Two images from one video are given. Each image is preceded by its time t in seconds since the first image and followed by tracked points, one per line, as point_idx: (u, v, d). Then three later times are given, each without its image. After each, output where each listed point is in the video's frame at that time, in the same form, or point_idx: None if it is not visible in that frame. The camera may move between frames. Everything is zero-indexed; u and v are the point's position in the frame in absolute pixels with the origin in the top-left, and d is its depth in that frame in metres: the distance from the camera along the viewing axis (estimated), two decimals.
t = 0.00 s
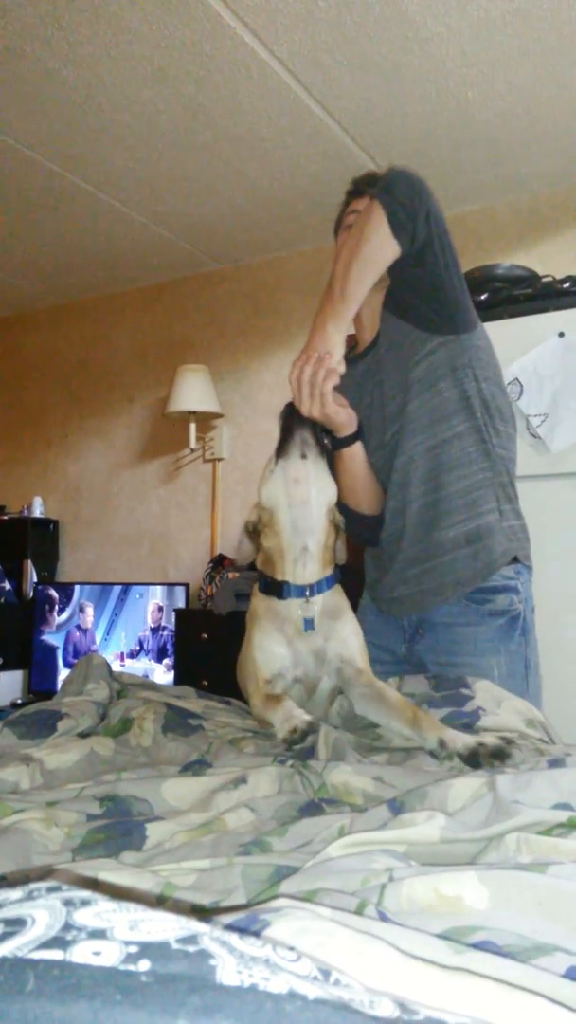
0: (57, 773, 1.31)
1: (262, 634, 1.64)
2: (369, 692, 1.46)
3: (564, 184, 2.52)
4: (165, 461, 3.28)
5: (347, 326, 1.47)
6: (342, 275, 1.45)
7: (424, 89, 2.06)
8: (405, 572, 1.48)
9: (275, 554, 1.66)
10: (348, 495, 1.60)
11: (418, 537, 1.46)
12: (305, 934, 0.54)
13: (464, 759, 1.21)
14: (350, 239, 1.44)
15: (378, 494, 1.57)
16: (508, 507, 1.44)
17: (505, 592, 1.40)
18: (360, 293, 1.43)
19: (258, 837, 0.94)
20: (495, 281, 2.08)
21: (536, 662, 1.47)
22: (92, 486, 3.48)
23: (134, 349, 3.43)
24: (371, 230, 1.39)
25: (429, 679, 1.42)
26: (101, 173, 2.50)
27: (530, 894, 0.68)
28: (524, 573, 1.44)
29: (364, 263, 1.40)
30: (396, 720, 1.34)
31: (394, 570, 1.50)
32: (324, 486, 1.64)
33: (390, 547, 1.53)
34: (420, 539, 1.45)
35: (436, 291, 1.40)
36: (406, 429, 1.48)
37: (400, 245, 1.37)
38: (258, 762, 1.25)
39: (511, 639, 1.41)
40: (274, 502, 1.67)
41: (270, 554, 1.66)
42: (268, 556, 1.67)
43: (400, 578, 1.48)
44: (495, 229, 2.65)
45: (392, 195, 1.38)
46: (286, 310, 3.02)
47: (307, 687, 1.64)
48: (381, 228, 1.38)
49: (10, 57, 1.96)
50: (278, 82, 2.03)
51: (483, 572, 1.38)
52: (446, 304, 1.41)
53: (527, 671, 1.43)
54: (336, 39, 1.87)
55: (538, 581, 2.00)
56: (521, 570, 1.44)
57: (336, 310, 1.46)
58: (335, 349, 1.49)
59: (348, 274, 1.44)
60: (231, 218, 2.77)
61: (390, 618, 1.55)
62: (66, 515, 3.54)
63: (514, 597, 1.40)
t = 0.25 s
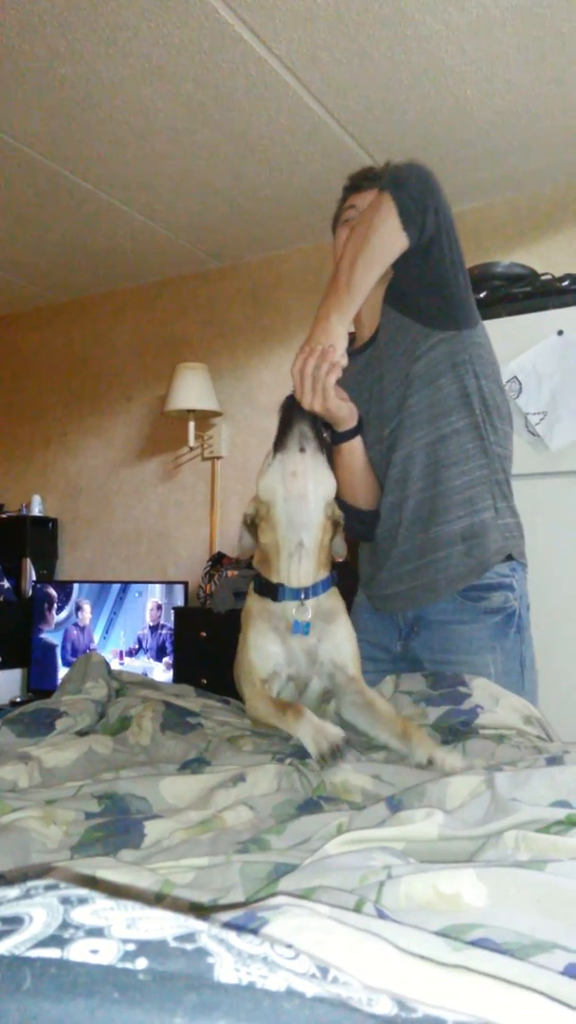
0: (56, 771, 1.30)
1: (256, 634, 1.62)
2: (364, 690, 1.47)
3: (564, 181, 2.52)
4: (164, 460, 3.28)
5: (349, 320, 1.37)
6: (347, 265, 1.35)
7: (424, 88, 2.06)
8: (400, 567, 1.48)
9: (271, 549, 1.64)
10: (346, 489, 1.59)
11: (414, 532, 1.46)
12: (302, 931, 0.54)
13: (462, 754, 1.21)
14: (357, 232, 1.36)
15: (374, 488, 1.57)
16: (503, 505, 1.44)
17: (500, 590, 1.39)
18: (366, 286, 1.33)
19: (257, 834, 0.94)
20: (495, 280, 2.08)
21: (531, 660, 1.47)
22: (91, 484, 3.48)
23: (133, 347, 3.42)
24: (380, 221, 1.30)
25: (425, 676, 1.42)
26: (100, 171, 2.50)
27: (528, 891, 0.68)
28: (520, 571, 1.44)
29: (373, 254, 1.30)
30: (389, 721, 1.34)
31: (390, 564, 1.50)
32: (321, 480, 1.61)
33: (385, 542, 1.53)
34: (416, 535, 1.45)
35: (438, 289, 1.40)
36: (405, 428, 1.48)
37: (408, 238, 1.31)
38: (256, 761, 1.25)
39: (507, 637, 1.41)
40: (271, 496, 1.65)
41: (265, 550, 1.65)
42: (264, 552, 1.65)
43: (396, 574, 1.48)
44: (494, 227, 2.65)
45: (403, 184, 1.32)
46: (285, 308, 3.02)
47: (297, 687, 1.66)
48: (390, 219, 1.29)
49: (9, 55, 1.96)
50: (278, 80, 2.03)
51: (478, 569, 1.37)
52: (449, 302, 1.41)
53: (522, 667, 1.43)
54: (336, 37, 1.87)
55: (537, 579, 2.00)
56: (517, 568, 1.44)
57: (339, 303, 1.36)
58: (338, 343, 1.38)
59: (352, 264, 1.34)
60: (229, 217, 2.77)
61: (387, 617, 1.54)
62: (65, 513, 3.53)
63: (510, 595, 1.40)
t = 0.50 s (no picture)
0: (56, 768, 1.30)
1: (258, 627, 1.67)
2: (365, 689, 1.48)
3: (565, 178, 2.51)
4: (164, 457, 3.28)
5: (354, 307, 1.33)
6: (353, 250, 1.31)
7: (425, 84, 2.05)
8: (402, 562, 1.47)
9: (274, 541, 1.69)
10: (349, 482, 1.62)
11: (416, 527, 1.45)
12: (301, 928, 0.54)
13: (462, 752, 1.23)
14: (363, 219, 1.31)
15: (374, 481, 1.59)
16: (504, 503, 1.44)
17: (500, 588, 1.39)
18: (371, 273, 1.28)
19: (257, 831, 0.94)
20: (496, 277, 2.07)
21: (530, 660, 1.47)
22: (91, 482, 3.48)
23: (133, 345, 3.42)
24: (387, 206, 1.26)
25: (425, 673, 1.41)
26: (100, 167, 2.49)
27: (529, 888, 0.68)
28: (519, 568, 1.44)
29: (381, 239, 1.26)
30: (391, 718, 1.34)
31: (391, 558, 1.49)
32: (322, 473, 1.67)
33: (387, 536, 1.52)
34: (418, 530, 1.44)
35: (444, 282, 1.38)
36: (406, 424, 1.48)
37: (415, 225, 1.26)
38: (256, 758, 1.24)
39: (506, 636, 1.41)
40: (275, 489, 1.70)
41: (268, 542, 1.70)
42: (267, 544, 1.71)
43: (398, 568, 1.47)
44: (496, 225, 2.64)
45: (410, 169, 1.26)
46: (287, 307, 3.01)
47: (300, 678, 1.70)
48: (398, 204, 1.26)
49: (9, 51, 1.95)
50: (279, 77, 2.03)
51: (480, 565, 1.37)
52: (454, 295, 1.39)
53: (521, 665, 1.44)
54: (337, 34, 1.86)
55: (537, 576, 2.00)
56: (516, 565, 1.44)
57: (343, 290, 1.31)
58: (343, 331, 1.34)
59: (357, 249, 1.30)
60: (230, 213, 2.76)
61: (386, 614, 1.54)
62: (65, 510, 3.53)
63: (510, 594, 1.40)
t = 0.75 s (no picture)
0: (55, 767, 1.30)
1: (262, 619, 1.69)
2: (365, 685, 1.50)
3: (565, 179, 2.51)
4: (164, 456, 3.28)
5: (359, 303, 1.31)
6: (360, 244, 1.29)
7: (425, 83, 2.05)
8: (404, 559, 1.47)
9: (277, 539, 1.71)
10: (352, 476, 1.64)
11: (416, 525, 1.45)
12: (301, 928, 0.54)
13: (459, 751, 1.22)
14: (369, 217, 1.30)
15: (376, 480, 1.61)
16: (505, 501, 1.43)
17: (500, 588, 1.39)
18: (379, 268, 1.26)
19: (256, 830, 0.94)
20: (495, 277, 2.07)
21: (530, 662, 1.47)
22: (91, 481, 3.48)
23: (133, 344, 3.42)
24: (396, 200, 1.26)
25: (425, 672, 1.42)
26: (99, 166, 2.49)
27: (528, 889, 0.68)
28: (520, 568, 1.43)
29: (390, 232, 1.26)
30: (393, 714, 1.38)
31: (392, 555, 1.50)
32: (327, 469, 1.69)
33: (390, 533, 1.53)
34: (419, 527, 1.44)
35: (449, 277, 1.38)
36: (406, 424, 1.48)
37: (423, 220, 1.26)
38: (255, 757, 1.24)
39: (506, 636, 1.40)
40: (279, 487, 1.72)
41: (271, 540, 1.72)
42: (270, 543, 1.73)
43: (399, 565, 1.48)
44: (496, 226, 2.64)
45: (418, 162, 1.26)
46: (287, 306, 3.01)
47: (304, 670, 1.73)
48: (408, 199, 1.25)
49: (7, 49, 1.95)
50: (279, 76, 2.02)
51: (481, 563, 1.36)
52: (455, 294, 1.40)
53: (520, 667, 1.43)
54: (337, 33, 1.86)
55: (537, 576, 2.00)
56: (516, 565, 1.43)
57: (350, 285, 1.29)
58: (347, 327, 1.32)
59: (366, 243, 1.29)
60: (229, 212, 2.76)
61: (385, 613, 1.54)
62: (64, 509, 3.53)
63: (510, 593, 1.40)
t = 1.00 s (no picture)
0: (57, 769, 1.31)
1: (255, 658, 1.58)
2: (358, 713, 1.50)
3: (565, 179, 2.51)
4: (164, 457, 3.28)
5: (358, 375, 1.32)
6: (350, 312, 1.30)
7: (424, 84, 2.05)
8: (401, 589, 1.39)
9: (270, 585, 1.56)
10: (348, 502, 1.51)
11: (416, 548, 1.34)
12: (302, 928, 0.54)
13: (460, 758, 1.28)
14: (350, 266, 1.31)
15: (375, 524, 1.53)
16: (511, 505, 1.35)
17: (506, 597, 1.32)
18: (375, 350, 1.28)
19: (256, 831, 0.94)
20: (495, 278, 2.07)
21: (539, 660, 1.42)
22: (91, 482, 3.48)
23: (133, 346, 3.42)
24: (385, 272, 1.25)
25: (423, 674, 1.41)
26: (99, 167, 2.49)
27: (528, 889, 0.68)
28: (528, 571, 1.37)
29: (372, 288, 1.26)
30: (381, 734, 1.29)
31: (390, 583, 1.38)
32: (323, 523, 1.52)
33: (392, 565, 1.36)
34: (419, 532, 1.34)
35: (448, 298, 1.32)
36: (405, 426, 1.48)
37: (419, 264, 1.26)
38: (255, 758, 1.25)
39: (512, 640, 1.35)
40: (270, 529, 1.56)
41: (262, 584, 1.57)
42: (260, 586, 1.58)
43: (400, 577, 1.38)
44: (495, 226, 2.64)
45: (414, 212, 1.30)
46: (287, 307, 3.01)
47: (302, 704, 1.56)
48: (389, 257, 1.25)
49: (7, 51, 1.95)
50: (278, 76, 2.02)
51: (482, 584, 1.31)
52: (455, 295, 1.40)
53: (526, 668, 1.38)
54: (337, 33, 1.86)
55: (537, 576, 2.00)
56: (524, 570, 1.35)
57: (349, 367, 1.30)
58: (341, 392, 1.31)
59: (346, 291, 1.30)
60: (229, 213, 2.76)
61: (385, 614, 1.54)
62: (64, 510, 3.53)
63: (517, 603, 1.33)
